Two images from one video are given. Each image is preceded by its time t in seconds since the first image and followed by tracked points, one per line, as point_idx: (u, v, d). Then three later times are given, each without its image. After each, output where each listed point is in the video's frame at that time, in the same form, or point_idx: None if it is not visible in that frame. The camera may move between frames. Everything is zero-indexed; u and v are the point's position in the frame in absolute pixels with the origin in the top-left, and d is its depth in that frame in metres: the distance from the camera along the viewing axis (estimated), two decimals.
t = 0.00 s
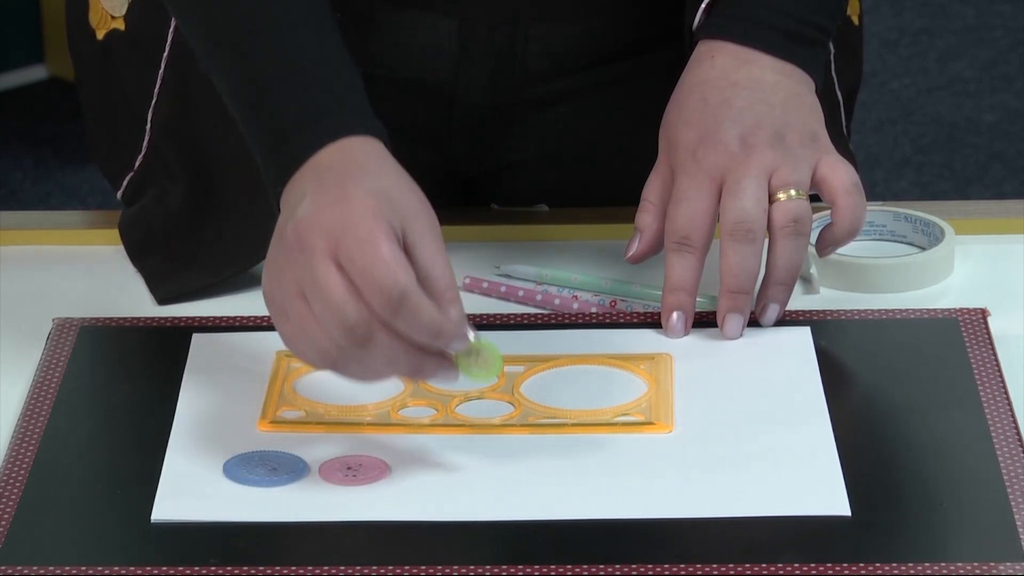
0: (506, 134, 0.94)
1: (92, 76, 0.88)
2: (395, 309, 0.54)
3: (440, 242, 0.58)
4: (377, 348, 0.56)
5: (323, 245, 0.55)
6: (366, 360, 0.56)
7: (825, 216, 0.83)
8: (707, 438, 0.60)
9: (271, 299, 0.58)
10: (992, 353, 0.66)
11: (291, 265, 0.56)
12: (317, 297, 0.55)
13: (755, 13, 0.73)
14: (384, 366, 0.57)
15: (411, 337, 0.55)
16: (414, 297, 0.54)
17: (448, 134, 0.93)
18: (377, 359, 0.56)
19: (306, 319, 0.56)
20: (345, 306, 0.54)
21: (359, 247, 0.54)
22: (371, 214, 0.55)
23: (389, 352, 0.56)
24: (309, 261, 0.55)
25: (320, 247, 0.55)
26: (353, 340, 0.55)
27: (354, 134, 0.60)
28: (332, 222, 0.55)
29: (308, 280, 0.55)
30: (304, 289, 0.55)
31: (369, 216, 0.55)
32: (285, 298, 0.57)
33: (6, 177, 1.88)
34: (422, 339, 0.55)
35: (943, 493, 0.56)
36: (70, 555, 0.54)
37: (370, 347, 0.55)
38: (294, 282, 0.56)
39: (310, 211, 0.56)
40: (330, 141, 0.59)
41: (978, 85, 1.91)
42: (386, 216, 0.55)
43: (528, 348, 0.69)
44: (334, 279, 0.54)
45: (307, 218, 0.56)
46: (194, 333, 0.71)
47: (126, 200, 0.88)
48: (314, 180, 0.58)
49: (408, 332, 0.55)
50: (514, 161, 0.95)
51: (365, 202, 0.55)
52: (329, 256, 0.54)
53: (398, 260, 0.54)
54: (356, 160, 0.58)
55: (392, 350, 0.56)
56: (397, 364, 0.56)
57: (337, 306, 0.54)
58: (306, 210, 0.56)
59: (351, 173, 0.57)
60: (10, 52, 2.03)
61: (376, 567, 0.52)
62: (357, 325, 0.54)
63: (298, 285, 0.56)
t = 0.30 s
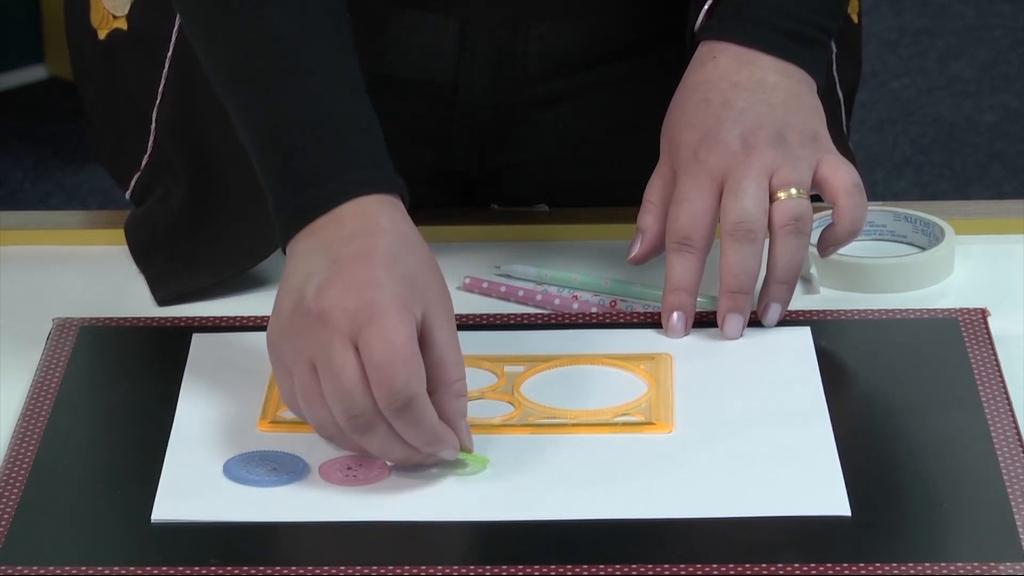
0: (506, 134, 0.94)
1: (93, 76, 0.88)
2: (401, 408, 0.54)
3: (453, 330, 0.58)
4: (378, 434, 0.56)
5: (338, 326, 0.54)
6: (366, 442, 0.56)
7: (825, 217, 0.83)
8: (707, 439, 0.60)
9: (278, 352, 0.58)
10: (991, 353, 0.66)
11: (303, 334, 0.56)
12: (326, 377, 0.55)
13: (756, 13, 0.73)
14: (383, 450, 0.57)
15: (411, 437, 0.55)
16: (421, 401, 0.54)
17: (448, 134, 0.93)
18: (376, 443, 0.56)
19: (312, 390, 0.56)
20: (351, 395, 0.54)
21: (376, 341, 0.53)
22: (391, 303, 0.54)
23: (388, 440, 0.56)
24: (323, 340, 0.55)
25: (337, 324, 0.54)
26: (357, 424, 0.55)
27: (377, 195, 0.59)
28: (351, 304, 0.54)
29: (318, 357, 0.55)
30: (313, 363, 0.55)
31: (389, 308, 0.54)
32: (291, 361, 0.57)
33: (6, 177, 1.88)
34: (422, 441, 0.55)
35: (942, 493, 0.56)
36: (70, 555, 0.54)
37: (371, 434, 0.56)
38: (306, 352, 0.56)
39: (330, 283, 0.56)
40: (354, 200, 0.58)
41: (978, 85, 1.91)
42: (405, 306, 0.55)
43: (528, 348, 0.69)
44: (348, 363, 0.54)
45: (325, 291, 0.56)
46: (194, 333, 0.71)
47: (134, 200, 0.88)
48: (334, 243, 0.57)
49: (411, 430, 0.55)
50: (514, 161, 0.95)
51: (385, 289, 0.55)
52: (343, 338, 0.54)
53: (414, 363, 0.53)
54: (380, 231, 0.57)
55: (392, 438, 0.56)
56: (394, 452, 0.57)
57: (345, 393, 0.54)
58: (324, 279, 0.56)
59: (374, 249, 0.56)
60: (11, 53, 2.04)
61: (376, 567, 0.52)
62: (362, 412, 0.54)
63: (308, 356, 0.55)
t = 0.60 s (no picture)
0: (506, 134, 0.94)
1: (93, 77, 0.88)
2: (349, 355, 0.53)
3: (399, 273, 0.57)
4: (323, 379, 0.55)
5: (284, 273, 0.53)
6: (309, 387, 0.55)
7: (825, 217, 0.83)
8: (707, 439, 0.60)
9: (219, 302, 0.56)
10: (991, 353, 0.66)
11: (247, 282, 0.54)
12: (273, 327, 0.53)
13: (756, 14, 0.73)
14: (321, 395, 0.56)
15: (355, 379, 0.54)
16: (371, 345, 0.53)
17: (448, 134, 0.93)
18: (320, 391, 0.56)
19: (255, 342, 0.54)
20: (299, 343, 0.53)
21: (324, 291, 0.52)
22: (336, 248, 0.54)
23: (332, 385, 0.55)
24: (268, 287, 0.53)
25: (281, 273, 0.53)
26: (299, 371, 0.54)
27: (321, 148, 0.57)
28: (297, 252, 0.53)
29: (263, 306, 0.53)
30: (258, 313, 0.54)
31: (338, 253, 0.53)
32: (234, 309, 0.55)
33: (6, 177, 1.88)
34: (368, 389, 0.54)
35: (942, 492, 0.56)
36: (70, 555, 0.54)
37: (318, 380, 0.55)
38: (249, 303, 0.54)
39: (275, 231, 0.54)
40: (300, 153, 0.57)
41: (978, 85, 1.91)
42: (353, 254, 0.54)
43: (528, 348, 0.69)
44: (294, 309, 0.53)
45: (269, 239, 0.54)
46: (194, 333, 0.71)
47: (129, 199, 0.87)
48: (282, 186, 0.56)
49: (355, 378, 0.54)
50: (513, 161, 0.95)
51: (333, 234, 0.54)
52: (287, 288, 0.53)
53: (360, 308, 0.53)
54: (331, 175, 0.56)
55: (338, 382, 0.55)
56: (336, 398, 0.56)
57: (292, 341, 0.53)
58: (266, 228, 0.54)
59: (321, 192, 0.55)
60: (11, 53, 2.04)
61: (376, 567, 0.52)
62: (309, 358, 0.53)
63: (252, 306, 0.54)
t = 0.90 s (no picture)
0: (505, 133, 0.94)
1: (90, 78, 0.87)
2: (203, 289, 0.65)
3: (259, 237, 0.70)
4: (161, 307, 0.64)
5: (161, 208, 0.66)
6: (137, 311, 0.64)
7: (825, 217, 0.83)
8: (707, 439, 0.60)
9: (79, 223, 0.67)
10: (991, 353, 0.66)
11: (115, 207, 0.66)
12: (130, 243, 0.64)
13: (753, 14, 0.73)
14: (110, 324, 0.65)
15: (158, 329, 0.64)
16: (222, 292, 0.65)
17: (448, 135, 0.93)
18: (156, 316, 0.64)
19: (100, 253, 0.65)
20: (151, 262, 0.64)
21: (191, 232, 0.65)
22: (209, 193, 0.67)
23: (151, 315, 0.64)
24: (142, 214, 0.65)
25: (159, 208, 0.65)
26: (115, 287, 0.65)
27: (195, 92, 0.71)
28: (174, 193, 0.66)
29: (130, 227, 0.65)
30: (118, 232, 0.65)
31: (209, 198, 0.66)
32: (94, 229, 0.66)
33: (6, 177, 1.88)
34: (210, 330, 0.65)
35: (942, 493, 0.56)
36: (70, 556, 0.54)
37: (153, 305, 0.63)
38: (115, 222, 0.65)
39: (149, 167, 0.67)
40: (176, 93, 0.71)
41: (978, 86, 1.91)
42: (223, 204, 0.67)
43: (528, 348, 0.69)
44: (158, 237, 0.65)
45: (143, 172, 0.67)
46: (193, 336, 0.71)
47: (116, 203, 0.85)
48: (155, 134, 0.69)
49: (205, 316, 0.65)
50: (513, 161, 0.95)
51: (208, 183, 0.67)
52: (161, 220, 0.65)
53: (219, 250, 0.65)
54: (199, 135, 0.69)
55: (167, 306, 0.64)
56: (164, 329, 0.64)
57: (142, 258, 0.64)
58: (148, 163, 0.67)
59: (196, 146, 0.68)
60: (11, 53, 2.04)
61: (376, 568, 0.52)
62: (153, 275, 0.63)
63: (115, 224, 0.65)
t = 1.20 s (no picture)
0: (505, 133, 0.94)
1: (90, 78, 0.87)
2: (205, 299, 0.66)
3: (258, 253, 0.72)
4: (163, 309, 0.65)
5: (169, 216, 0.67)
6: (139, 312, 0.65)
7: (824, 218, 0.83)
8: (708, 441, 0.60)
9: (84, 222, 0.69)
10: (991, 353, 0.66)
11: (122, 210, 0.67)
12: (137, 246, 0.66)
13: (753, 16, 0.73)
14: (111, 324, 0.66)
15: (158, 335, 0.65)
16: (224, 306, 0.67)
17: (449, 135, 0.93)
18: (156, 318, 0.65)
19: (107, 254, 0.66)
20: (157, 266, 0.65)
21: (198, 245, 0.67)
22: (215, 207, 0.68)
23: (152, 319, 0.65)
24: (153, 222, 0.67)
25: (167, 216, 0.67)
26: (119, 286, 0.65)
27: (200, 101, 0.73)
28: (182, 203, 0.68)
29: (138, 230, 0.66)
30: (125, 234, 0.67)
31: (216, 215, 0.68)
32: (100, 229, 0.67)
33: (6, 176, 1.88)
34: (207, 338, 0.66)
35: (942, 493, 0.56)
36: (70, 556, 0.54)
37: (156, 307, 0.65)
38: (123, 226, 0.67)
39: (156, 175, 0.69)
40: (181, 102, 0.72)
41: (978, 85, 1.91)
42: (230, 222, 0.69)
43: (528, 349, 0.69)
44: (165, 244, 0.66)
45: (152, 180, 0.69)
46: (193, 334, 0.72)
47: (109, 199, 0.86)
48: (162, 142, 0.71)
49: (202, 325, 0.66)
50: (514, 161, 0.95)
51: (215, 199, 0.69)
52: (168, 228, 0.67)
53: (223, 261, 0.67)
54: (205, 147, 0.71)
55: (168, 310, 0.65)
56: (162, 333, 0.65)
57: (149, 262, 0.65)
58: (155, 172, 0.69)
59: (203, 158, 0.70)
60: (11, 53, 2.04)
61: (376, 567, 0.52)
62: (160, 279, 0.65)
63: (121, 226, 0.67)
